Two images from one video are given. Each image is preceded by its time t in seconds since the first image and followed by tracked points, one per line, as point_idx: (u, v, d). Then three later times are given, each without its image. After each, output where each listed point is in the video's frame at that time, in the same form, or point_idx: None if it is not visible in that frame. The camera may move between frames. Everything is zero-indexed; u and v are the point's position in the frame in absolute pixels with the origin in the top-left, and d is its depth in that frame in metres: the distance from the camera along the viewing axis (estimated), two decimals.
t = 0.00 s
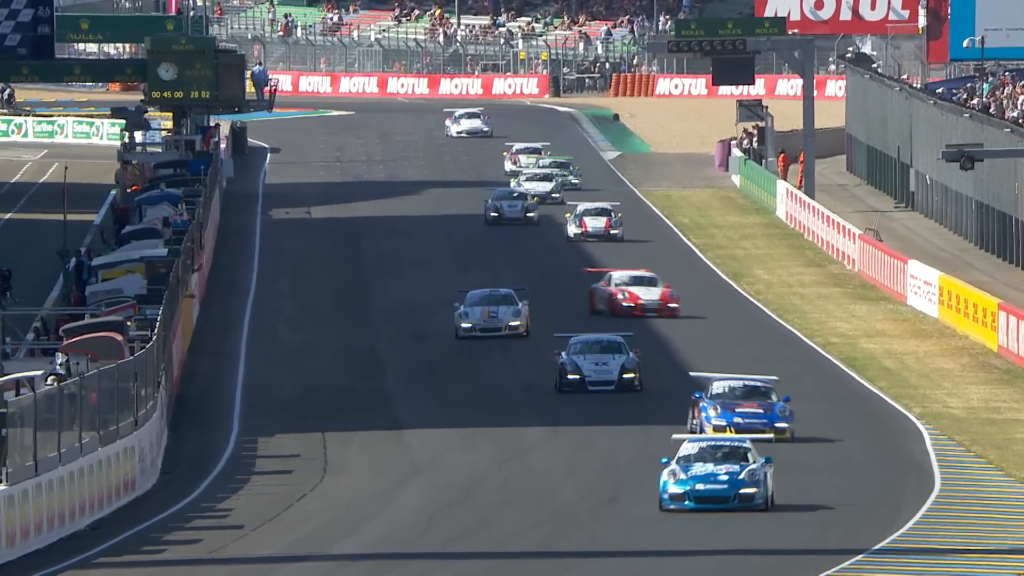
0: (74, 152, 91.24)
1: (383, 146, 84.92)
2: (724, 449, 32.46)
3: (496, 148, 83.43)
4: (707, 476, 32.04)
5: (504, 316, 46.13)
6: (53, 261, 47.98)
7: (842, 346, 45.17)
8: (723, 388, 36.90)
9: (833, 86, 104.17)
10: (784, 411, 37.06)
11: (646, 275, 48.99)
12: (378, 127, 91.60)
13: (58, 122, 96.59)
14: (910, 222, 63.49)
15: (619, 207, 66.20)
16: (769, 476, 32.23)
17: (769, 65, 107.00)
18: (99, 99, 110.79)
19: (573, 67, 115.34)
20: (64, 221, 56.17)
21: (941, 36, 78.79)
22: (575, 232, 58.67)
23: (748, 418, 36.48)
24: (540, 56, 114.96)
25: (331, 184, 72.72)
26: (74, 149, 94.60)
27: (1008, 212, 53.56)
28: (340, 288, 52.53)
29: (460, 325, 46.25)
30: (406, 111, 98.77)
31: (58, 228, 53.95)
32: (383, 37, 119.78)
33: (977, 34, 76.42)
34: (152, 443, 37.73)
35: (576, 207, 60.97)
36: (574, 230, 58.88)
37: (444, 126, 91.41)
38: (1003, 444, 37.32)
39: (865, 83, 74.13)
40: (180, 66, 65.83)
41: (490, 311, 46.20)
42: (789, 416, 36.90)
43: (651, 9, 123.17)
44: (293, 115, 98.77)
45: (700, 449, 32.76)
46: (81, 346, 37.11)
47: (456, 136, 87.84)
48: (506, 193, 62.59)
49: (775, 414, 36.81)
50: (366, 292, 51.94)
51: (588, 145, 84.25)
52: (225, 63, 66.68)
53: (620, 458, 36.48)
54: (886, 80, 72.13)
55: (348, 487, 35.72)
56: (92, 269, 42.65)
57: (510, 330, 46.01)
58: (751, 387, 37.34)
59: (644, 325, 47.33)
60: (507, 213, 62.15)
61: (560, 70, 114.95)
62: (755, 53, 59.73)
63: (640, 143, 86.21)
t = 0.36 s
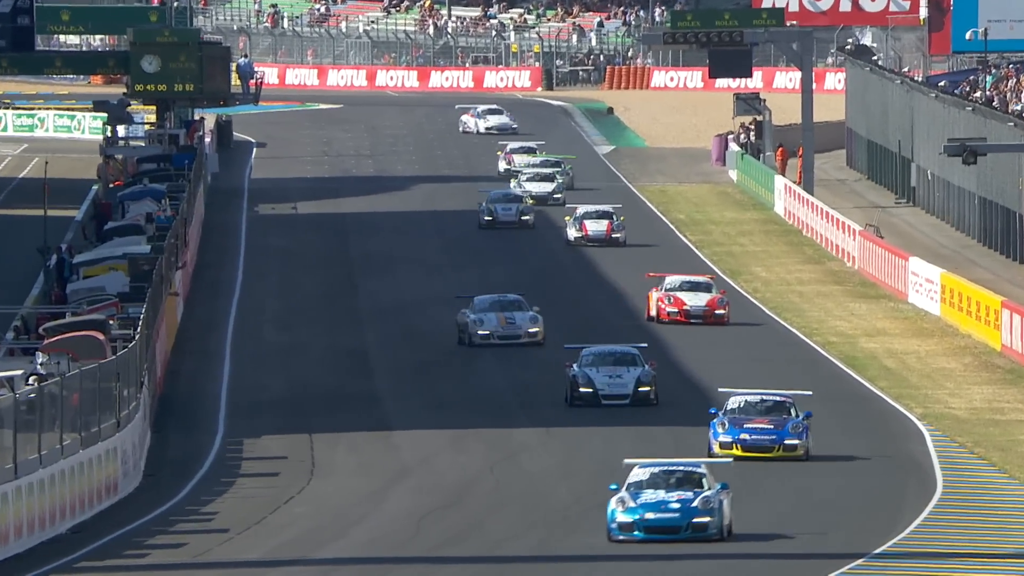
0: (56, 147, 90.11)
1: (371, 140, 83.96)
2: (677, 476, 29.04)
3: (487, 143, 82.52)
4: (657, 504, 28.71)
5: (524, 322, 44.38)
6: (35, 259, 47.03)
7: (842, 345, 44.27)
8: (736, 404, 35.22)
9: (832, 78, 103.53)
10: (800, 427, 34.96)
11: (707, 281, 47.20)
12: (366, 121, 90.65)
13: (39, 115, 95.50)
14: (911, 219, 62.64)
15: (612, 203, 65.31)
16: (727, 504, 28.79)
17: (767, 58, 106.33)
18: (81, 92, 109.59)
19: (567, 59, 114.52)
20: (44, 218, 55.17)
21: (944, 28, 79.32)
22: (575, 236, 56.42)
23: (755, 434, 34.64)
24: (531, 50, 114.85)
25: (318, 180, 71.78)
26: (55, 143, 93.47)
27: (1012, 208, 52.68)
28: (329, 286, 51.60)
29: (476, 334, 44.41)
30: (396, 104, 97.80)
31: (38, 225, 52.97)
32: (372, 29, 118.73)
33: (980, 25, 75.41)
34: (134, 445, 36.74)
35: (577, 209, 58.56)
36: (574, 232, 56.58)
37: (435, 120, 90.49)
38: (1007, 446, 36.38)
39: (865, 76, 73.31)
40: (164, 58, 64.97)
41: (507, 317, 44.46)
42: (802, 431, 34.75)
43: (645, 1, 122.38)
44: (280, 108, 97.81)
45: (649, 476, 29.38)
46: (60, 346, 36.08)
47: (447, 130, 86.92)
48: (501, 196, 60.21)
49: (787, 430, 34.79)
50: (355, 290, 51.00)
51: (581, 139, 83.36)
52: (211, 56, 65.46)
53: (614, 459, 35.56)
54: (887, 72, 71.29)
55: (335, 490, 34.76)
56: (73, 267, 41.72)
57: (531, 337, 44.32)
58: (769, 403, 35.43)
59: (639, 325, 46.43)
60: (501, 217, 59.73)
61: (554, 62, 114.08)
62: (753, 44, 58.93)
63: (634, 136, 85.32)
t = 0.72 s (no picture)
0: (37, 141, 89.15)
1: (357, 135, 83.10)
2: (613, 504, 23.90)
3: (475, 137, 81.72)
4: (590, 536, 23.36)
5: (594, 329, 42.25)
6: (13, 256, 46.10)
7: (839, 343, 43.49)
8: (681, 424, 32.96)
9: (829, 72, 103.07)
10: (744, 447, 32.42)
11: (709, 286, 45.18)
12: (352, 115, 89.80)
13: (18, 109, 94.46)
14: (910, 215, 61.96)
15: (601, 198, 64.48)
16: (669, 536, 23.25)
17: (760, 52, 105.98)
18: (62, 85, 108.58)
19: (557, 51, 113.75)
20: (23, 214, 54.24)
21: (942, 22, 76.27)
22: (575, 240, 54.44)
23: (693, 454, 32.28)
24: (521, 42, 113.96)
25: (303, 175, 70.93)
26: (34, 137, 92.46)
27: (1011, 203, 51.95)
28: (314, 284, 50.68)
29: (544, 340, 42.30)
30: (382, 98, 96.87)
31: (16, 221, 52.01)
32: (358, 21, 117.79)
33: (980, 17, 74.91)
34: (115, 447, 35.81)
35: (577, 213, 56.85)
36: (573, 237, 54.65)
37: (423, 114, 89.68)
38: (1008, 447, 35.59)
39: (862, 69, 72.75)
40: (145, 51, 63.98)
41: (575, 323, 42.30)
42: (743, 453, 32.24)
43: None
44: (264, 102, 96.91)
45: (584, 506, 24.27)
46: (38, 346, 35.12)
47: (434, 125, 86.04)
48: (490, 198, 57.66)
49: (728, 451, 32.31)
50: (342, 288, 50.14)
51: (572, 134, 82.58)
52: (193, 49, 64.72)
53: (606, 460, 34.74)
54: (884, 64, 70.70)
55: (321, 493, 33.88)
56: (52, 264, 40.81)
57: (602, 344, 42.01)
58: (718, 422, 33.00)
59: (631, 323, 45.62)
60: (489, 220, 57.24)
61: (544, 55, 113.29)
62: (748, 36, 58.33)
63: (626, 131, 84.56)
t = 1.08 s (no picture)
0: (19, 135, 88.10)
1: (345, 129, 82.22)
2: (531, 534, 22.41)
3: (466, 131, 80.88)
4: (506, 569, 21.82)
5: (693, 341, 40.37)
6: None
7: (838, 342, 42.71)
8: (556, 449, 29.98)
9: (827, 64, 102.35)
10: (621, 471, 29.22)
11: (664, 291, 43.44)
12: (339, 108, 88.88)
13: None
14: (910, 210, 61.27)
15: (593, 193, 63.71)
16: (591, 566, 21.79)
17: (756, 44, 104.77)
18: (43, 78, 107.37)
19: (549, 43, 112.63)
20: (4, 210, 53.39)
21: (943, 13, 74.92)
22: (576, 244, 52.42)
23: (566, 481, 29.15)
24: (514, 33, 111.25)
25: (290, 170, 70.08)
26: (15, 130, 91.39)
27: (1014, 198, 51.21)
28: (302, 281, 49.90)
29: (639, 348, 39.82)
30: (371, 91, 95.95)
31: None
32: (345, 13, 116.55)
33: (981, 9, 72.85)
34: (97, 447, 34.97)
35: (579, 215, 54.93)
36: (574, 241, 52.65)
37: (412, 107, 88.77)
38: (1010, 447, 34.81)
39: (863, 62, 72.13)
40: (128, 43, 63.14)
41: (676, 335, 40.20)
42: (617, 478, 29.03)
43: None
44: (250, 95, 96.08)
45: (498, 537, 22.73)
46: (18, 344, 34.28)
47: (423, 118, 85.21)
48: (479, 202, 55.30)
49: (601, 477, 29.09)
50: (331, 285, 49.32)
51: (564, 128, 81.71)
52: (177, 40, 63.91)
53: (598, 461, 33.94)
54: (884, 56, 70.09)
55: (308, 494, 33.06)
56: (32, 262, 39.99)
57: (701, 357, 40.29)
58: (595, 446, 29.98)
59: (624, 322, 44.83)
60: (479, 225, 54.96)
61: (537, 46, 112.19)
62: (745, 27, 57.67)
63: (620, 125, 83.70)
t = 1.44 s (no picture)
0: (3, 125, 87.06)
1: (336, 118, 81.25)
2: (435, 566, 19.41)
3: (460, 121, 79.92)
4: None
5: (758, 348, 38.23)
6: None
7: (843, 338, 41.78)
8: (432, 472, 26.61)
9: (831, 52, 101.63)
10: (507, 494, 25.91)
11: (571, 293, 41.81)
12: (329, 97, 87.91)
13: None
14: (916, 203, 60.43)
15: (589, 185, 62.77)
16: None
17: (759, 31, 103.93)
18: (27, 66, 106.26)
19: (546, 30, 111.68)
20: None
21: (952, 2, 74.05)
22: (582, 244, 50.37)
23: (448, 506, 25.76)
24: (508, 21, 112.58)
25: (280, 160, 69.14)
26: None
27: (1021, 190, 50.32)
28: (293, 275, 48.92)
29: (697, 357, 38.15)
30: (362, 79, 94.96)
31: None
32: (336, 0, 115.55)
33: None
34: (82, 446, 33.98)
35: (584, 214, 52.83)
36: (580, 242, 50.64)
37: (405, 96, 87.81)
38: (1020, 446, 33.84)
39: (868, 49, 71.44)
40: (112, 30, 62.32)
41: (737, 344, 38.14)
42: (504, 501, 25.70)
43: None
44: (239, 83, 95.02)
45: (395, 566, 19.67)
46: None
47: (416, 107, 84.20)
48: (473, 204, 52.93)
49: (486, 501, 25.75)
50: (323, 279, 48.36)
51: (562, 117, 80.78)
52: (162, 28, 63.01)
53: (597, 457, 32.97)
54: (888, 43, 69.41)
55: (298, 493, 32.07)
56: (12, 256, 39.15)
57: (763, 367, 38.14)
58: (475, 466, 26.69)
59: (624, 316, 43.87)
60: (472, 228, 52.50)
61: (533, 34, 111.25)
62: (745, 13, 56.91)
63: (619, 114, 82.78)
